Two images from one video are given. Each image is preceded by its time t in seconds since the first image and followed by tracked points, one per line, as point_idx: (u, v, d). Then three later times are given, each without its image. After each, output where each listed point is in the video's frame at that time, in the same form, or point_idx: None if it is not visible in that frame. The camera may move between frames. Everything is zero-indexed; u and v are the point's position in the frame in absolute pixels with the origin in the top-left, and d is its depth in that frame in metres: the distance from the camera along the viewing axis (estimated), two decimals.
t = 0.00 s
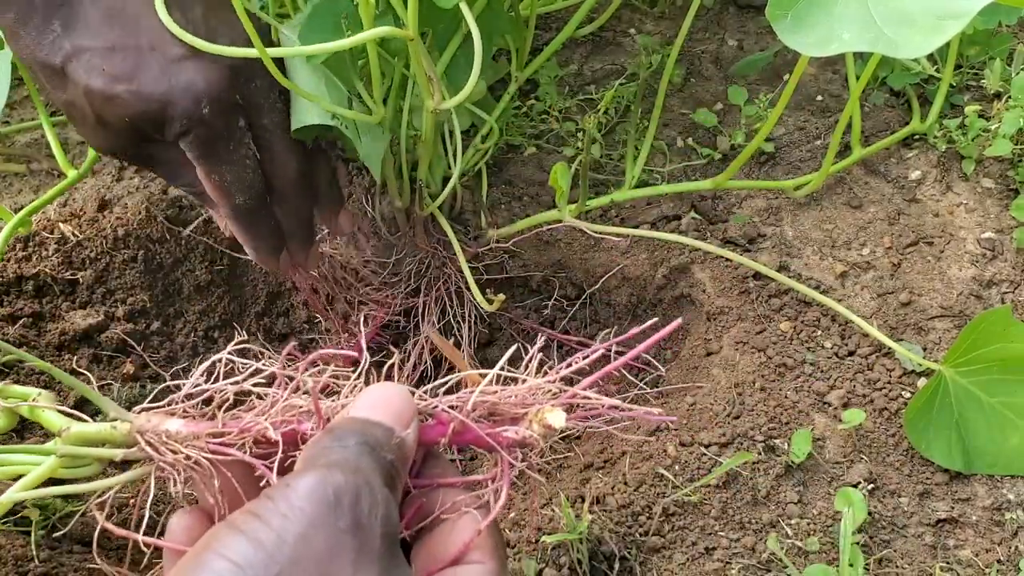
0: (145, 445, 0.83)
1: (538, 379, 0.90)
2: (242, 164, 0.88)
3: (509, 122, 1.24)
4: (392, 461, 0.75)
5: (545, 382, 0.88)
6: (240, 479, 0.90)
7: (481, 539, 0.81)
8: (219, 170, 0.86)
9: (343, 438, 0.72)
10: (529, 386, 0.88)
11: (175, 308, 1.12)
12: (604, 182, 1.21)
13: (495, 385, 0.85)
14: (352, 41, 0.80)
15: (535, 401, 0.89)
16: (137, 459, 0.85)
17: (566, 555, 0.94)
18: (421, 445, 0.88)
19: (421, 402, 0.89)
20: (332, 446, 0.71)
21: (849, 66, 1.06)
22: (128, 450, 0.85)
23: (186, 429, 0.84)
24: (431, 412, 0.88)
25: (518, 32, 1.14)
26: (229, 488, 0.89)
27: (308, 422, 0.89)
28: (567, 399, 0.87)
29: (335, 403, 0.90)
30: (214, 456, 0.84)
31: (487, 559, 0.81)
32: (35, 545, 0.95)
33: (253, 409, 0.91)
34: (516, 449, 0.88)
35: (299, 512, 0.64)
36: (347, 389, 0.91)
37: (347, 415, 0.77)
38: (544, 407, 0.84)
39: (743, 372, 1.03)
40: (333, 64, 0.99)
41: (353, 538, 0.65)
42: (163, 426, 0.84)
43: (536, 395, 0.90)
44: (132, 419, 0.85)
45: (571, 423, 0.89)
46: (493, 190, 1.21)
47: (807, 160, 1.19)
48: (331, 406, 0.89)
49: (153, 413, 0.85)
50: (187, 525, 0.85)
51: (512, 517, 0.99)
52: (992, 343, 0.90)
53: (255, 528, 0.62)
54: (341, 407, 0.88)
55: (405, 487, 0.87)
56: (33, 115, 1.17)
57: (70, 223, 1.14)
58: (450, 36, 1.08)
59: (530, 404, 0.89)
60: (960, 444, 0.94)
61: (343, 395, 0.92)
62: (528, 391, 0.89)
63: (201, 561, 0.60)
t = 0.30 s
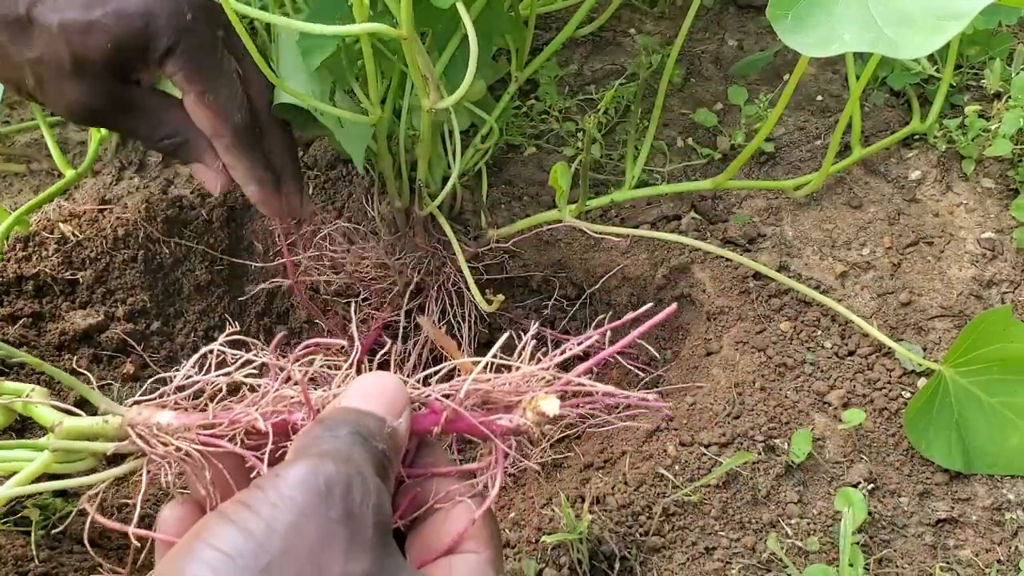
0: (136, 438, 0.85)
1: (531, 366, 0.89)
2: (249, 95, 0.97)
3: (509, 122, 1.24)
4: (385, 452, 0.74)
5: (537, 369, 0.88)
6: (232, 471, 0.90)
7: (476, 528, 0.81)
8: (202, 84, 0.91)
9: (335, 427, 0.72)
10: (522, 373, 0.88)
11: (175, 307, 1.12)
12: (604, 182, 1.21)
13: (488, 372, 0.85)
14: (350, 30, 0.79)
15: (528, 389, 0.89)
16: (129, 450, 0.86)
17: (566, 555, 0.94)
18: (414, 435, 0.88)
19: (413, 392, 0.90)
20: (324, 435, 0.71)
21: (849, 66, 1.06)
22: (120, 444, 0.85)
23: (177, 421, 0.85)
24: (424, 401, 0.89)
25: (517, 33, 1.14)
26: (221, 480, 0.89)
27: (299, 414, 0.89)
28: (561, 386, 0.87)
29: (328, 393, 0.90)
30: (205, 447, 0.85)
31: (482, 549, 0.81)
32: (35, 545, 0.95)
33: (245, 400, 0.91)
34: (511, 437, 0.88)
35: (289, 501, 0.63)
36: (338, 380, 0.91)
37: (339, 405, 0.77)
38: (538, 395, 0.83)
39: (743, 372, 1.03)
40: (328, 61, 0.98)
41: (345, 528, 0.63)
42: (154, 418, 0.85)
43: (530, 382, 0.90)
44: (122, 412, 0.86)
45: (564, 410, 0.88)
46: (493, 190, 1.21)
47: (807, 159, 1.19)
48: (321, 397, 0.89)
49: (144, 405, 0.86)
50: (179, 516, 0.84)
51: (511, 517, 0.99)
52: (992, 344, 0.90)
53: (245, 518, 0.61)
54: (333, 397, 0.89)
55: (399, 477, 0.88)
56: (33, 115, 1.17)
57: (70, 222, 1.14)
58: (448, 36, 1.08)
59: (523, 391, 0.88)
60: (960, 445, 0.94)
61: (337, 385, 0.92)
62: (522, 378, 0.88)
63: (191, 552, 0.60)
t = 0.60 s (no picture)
0: (129, 421, 0.86)
1: (526, 340, 0.89)
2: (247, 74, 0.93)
3: (509, 122, 1.24)
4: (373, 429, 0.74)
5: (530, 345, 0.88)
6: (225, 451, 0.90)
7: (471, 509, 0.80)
8: (208, 58, 0.90)
9: (324, 408, 0.72)
10: (517, 348, 0.88)
11: (176, 308, 1.11)
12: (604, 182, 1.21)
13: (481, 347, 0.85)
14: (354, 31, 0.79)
15: (523, 363, 0.88)
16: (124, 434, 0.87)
17: (566, 555, 0.94)
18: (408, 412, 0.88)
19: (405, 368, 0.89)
20: (311, 416, 0.71)
21: (849, 67, 1.06)
22: (114, 426, 0.86)
23: (169, 404, 0.86)
24: (418, 378, 0.88)
25: (518, 33, 1.14)
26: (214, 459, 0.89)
27: (290, 392, 0.88)
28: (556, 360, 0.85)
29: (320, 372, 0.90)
30: (198, 428, 0.85)
31: (479, 527, 0.79)
32: (36, 545, 0.95)
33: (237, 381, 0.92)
34: (506, 412, 0.88)
35: (276, 479, 0.61)
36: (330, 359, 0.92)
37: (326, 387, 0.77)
38: (532, 370, 0.83)
39: (743, 372, 1.03)
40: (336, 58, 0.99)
41: (334, 505, 0.62)
42: (147, 401, 0.86)
43: (526, 357, 0.90)
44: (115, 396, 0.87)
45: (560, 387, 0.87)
46: (494, 190, 1.20)
47: (807, 160, 1.19)
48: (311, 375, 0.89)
49: (136, 388, 0.87)
50: (173, 496, 0.84)
51: (512, 518, 0.99)
52: (992, 344, 0.90)
53: (231, 496, 0.60)
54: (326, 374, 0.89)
55: (393, 454, 0.87)
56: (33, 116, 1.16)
57: (70, 223, 1.13)
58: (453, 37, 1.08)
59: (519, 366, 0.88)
60: (960, 444, 0.94)
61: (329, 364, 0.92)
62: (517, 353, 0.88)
63: (177, 531, 0.58)
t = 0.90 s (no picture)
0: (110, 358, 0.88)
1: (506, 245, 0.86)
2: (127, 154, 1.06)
3: (509, 120, 1.23)
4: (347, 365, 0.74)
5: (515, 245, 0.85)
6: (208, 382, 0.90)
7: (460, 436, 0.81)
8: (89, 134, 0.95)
9: (288, 346, 0.71)
10: (497, 252, 0.85)
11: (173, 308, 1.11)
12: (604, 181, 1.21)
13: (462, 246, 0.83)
14: (345, 43, 0.82)
15: (503, 269, 0.85)
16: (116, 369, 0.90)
17: (567, 557, 0.93)
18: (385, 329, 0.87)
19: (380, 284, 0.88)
20: (277, 357, 0.70)
21: (851, 66, 1.05)
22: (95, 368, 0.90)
23: (146, 338, 0.87)
24: (395, 293, 0.87)
25: (516, 32, 1.13)
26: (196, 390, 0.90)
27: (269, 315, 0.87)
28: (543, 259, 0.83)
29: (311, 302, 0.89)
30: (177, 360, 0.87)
31: (468, 455, 0.80)
32: (33, 546, 0.95)
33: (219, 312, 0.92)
34: (491, 321, 0.87)
35: (241, 424, 0.63)
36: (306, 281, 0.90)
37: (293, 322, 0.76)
38: (514, 274, 0.82)
39: (744, 372, 1.03)
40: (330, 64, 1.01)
41: (300, 445, 0.63)
42: (125, 337, 0.88)
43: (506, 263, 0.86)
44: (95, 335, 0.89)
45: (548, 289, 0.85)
46: (493, 189, 1.20)
47: (808, 159, 1.18)
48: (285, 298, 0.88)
49: (117, 327, 0.89)
50: (153, 414, 0.87)
51: (512, 519, 0.98)
52: (994, 344, 0.89)
53: (196, 442, 0.62)
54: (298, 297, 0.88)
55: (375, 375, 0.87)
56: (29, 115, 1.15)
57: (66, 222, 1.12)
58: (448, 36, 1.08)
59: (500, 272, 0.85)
60: (963, 445, 0.93)
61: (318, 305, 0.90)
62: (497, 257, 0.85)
63: (145, 476, 0.60)
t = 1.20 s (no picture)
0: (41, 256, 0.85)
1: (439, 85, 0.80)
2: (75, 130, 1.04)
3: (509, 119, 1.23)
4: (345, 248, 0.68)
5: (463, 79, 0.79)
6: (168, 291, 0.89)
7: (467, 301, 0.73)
8: (55, 120, 1.01)
9: (280, 236, 0.66)
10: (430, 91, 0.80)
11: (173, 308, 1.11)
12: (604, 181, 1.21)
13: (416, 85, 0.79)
14: (342, 46, 0.83)
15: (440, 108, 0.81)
16: (46, 272, 0.87)
17: (566, 557, 0.93)
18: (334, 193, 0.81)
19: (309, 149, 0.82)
20: (270, 250, 0.65)
21: (851, 66, 1.05)
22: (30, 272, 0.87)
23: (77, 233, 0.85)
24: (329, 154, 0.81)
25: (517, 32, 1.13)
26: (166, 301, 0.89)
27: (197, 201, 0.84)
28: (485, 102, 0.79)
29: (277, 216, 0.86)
30: (105, 253, 0.85)
31: (484, 336, 0.71)
32: (33, 547, 0.95)
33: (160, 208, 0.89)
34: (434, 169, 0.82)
35: (229, 317, 0.58)
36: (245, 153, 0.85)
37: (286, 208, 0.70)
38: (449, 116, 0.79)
39: (744, 372, 1.03)
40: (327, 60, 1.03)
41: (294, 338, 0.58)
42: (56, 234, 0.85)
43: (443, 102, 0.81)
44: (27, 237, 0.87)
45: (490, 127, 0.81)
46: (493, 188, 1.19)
47: (808, 159, 1.18)
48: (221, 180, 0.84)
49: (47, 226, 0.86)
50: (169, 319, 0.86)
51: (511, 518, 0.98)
52: (994, 345, 0.89)
53: (183, 340, 0.58)
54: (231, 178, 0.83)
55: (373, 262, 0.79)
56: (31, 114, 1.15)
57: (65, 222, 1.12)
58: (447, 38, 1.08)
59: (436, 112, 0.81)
60: (962, 445, 0.93)
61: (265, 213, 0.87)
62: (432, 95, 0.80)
63: (132, 378, 0.57)
